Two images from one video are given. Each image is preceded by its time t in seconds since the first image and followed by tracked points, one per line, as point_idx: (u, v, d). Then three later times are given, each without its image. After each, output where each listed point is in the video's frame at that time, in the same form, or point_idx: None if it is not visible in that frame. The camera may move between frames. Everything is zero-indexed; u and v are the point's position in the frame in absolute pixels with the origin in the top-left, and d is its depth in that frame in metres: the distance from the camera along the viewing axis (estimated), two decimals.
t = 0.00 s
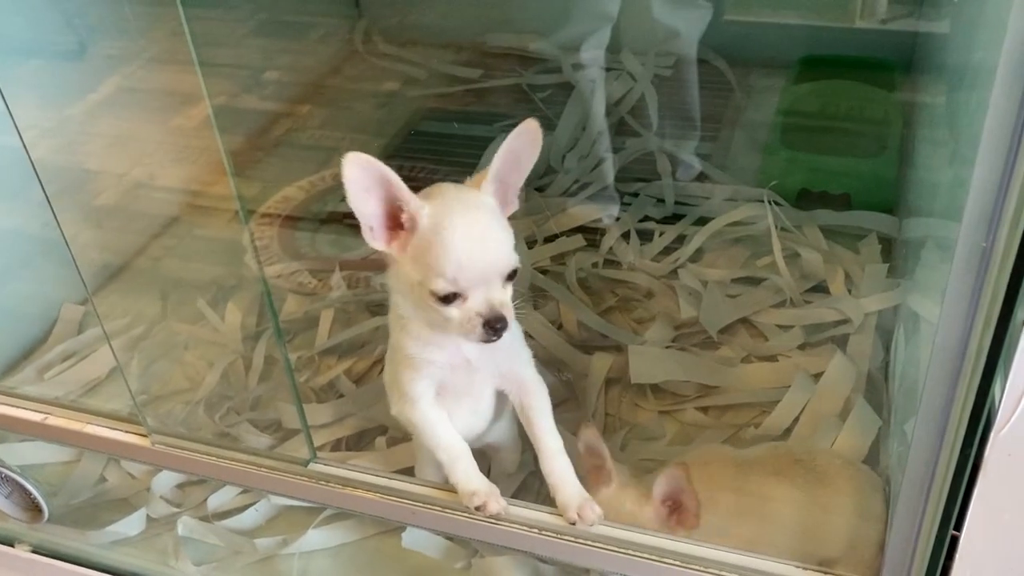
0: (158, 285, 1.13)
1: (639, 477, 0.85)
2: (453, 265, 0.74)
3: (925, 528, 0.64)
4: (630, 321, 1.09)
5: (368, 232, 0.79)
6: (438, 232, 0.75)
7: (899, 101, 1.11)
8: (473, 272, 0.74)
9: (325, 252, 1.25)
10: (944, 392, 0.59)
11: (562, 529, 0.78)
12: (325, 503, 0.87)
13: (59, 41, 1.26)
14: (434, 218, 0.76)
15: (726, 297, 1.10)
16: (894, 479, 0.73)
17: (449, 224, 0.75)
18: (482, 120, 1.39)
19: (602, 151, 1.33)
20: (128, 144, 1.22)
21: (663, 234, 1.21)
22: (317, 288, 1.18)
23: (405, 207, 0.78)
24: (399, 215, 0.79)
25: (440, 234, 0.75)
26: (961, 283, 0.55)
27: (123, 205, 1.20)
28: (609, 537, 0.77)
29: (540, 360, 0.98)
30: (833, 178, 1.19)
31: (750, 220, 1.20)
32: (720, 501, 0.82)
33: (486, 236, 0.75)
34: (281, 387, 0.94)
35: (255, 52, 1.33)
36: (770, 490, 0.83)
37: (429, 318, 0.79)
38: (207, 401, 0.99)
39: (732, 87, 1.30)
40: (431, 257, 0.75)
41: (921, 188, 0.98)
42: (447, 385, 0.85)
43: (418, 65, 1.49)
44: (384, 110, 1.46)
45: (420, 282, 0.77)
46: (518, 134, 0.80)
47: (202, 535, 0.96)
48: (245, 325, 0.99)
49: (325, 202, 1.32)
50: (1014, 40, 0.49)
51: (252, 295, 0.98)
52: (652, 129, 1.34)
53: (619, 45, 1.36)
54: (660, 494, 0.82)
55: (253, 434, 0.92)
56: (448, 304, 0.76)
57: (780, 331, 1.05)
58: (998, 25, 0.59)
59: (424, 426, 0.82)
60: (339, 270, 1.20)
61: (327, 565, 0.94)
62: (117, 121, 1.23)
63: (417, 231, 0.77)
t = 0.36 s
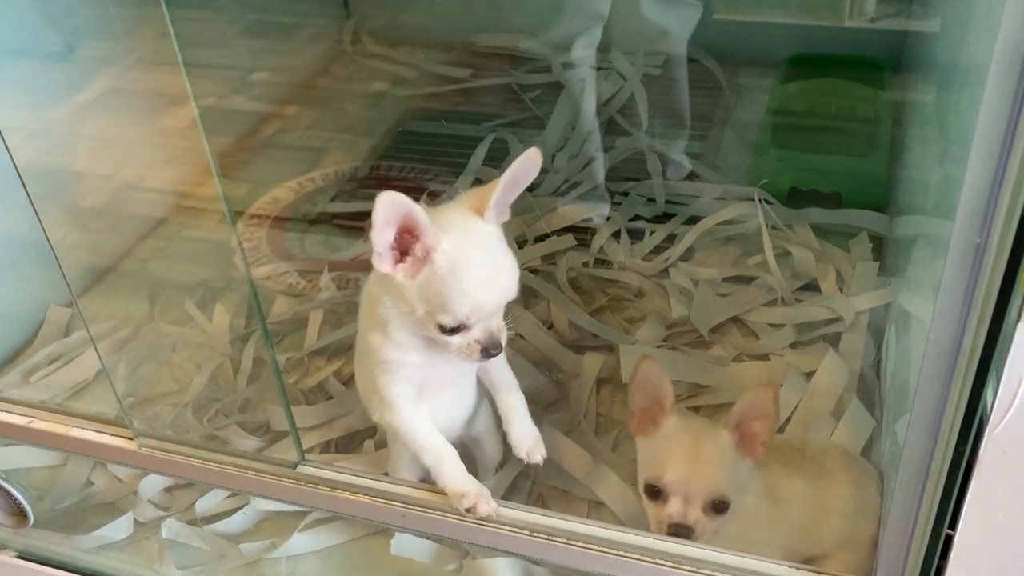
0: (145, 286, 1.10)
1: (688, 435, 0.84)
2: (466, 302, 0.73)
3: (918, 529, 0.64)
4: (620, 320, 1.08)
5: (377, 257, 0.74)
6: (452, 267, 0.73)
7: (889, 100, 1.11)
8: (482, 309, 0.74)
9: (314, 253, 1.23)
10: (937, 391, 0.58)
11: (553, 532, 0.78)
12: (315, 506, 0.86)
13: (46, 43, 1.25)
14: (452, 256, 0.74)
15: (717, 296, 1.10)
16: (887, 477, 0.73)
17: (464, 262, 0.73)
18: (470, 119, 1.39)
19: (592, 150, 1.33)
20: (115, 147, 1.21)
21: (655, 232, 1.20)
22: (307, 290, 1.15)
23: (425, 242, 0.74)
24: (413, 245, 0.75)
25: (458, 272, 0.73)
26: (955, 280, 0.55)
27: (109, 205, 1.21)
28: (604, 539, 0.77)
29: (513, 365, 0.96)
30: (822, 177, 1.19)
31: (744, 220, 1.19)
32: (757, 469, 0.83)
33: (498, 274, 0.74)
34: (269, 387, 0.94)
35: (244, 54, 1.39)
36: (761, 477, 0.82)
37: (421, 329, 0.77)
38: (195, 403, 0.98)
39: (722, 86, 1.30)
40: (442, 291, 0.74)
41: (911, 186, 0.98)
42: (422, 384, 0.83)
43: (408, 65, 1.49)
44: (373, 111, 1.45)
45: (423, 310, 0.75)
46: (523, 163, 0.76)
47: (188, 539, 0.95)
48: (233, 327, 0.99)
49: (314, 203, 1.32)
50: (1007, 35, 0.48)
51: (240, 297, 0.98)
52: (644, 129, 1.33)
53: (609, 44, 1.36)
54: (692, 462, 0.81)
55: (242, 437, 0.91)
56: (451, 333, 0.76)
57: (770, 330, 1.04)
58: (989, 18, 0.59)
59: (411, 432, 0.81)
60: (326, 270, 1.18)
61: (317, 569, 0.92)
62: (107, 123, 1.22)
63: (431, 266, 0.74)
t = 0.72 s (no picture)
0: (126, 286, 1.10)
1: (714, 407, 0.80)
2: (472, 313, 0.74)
3: (907, 524, 0.64)
4: (606, 318, 1.07)
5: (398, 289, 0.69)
6: (460, 282, 0.72)
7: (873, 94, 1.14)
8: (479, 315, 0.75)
9: (298, 252, 1.20)
10: (926, 386, 0.58)
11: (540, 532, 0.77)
12: (300, 509, 0.85)
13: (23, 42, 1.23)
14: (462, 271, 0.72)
15: (702, 292, 1.09)
16: (875, 472, 0.73)
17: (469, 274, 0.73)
18: (454, 116, 1.38)
19: (577, 146, 1.32)
20: (100, 145, 1.24)
21: (640, 229, 1.19)
22: (290, 288, 1.10)
23: (440, 267, 0.70)
24: (429, 272, 0.69)
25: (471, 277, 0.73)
26: (943, 276, 0.55)
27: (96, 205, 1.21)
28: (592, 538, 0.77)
29: (483, 365, 0.93)
30: (806, 172, 1.18)
31: (730, 216, 1.18)
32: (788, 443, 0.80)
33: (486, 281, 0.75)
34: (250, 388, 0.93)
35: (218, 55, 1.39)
36: (775, 465, 0.78)
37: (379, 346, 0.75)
38: (178, 405, 0.97)
39: (706, 83, 1.30)
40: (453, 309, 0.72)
41: (894, 181, 0.99)
42: (383, 400, 0.80)
43: (392, 62, 1.48)
44: (356, 108, 1.43)
45: (437, 331, 0.73)
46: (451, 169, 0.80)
47: (169, 545, 0.92)
48: (217, 327, 0.99)
49: (297, 202, 1.30)
50: (992, 29, 0.48)
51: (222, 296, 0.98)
52: (627, 125, 1.33)
53: (594, 40, 1.37)
54: (721, 431, 0.77)
55: (224, 439, 0.90)
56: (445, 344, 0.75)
57: (755, 326, 1.03)
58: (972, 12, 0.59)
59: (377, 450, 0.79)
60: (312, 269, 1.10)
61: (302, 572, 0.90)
62: (86, 127, 1.25)
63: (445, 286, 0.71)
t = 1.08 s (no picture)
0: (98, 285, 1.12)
1: (709, 391, 0.78)
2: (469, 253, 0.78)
3: (893, 509, 0.63)
4: (587, 308, 1.05)
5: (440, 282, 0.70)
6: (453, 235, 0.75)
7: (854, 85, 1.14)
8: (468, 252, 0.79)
9: (274, 246, 1.16)
10: (911, 369, 0.57)
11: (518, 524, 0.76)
12: (270, 506, 0.83)
13: None
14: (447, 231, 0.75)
15: (682, 282, 1.08)
16: (860, 460, 0.72)
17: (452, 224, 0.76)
18: (432, 106, 1.36)
19: (558, 135, 1.30)
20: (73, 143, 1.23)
21: (620, 219, 1.18)
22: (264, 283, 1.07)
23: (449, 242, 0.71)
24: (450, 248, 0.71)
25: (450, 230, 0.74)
26: (928, 255, 0.53)
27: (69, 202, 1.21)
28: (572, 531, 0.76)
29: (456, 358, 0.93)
30: (787, 160, 1.18)
31: (711, 204, 1.17)
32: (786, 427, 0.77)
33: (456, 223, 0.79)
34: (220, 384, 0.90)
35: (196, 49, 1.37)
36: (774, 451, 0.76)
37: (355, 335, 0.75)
38: (149, 402, 0.96)
39: (687, 71, 1.28)
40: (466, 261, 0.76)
41: (875, 172, 0.98)
42: (354, 400, 0.79)
43: (369, 53, 1.46)
44: (331, 98, 1.40)
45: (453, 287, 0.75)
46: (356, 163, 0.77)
47: (140, 543, 0.90)
48: (188, 324, 0.97)
49: (273, 196, 1.26)
50: None
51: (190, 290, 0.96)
52: (607, 114, 1.31)
53: (573, 28, 1.36)
54: (719, 416, 0.75)
55: (196, 434, 0.88)
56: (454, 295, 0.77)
57: (735, 315, 1.02)
58: None
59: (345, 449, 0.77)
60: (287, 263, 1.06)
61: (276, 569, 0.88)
62: (59, 122, 1.25)
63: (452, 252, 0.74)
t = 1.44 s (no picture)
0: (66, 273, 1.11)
1: (679, 370, 0.78)
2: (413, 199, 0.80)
3: (874, 480, 0.61)
4: (564, 290, 1.04)
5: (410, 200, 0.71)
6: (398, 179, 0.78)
7: (828, 66, 1.10)
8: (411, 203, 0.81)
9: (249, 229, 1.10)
10: (891, 333, 0.55)
11: (489, 504, 0.75)
12: (238, 490, 0.83)
13: None
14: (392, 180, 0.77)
15: (660, 261, 1.07)
16: (839, 437, 0.70)
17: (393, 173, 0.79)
18: (405, 88, 1.34)
19: (534, 116, 1.29)
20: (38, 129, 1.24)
21: (597, 200, 1.16)
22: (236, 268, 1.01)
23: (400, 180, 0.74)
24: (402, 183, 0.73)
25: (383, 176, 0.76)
26: (907, 213, 0.51)
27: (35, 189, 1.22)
28: (547, 512, 0.74)
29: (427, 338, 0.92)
30: (766, 141, 1.16)
31: (688, 184, 1.16)
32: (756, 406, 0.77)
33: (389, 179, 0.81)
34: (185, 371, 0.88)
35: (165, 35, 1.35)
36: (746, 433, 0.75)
37: (318, 300, 0.74)
38: (116, 389, 0.94)
39: (664, 52, 1.28)
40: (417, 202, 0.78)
41: (853, 150, 0.98)
42: (322, 374, 0.77)
43: (342, 36, 1.42)
44: (301, 81, 1.36)
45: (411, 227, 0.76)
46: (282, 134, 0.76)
47: (106, 533, 0.87)
48: (156, 312, 0.97)
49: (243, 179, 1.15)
50: None
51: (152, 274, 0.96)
52: (584, 94, 1.29)
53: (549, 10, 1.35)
54: (691, 395, 0.74)
55: (164, 421, 0.86)
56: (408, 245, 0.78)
57: (714, 294, 1.01)
58: None
59: (313, 427, 0.76)
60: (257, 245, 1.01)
61: (248, 554, 0.86)
62: (31, 109, 1.22)
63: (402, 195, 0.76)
